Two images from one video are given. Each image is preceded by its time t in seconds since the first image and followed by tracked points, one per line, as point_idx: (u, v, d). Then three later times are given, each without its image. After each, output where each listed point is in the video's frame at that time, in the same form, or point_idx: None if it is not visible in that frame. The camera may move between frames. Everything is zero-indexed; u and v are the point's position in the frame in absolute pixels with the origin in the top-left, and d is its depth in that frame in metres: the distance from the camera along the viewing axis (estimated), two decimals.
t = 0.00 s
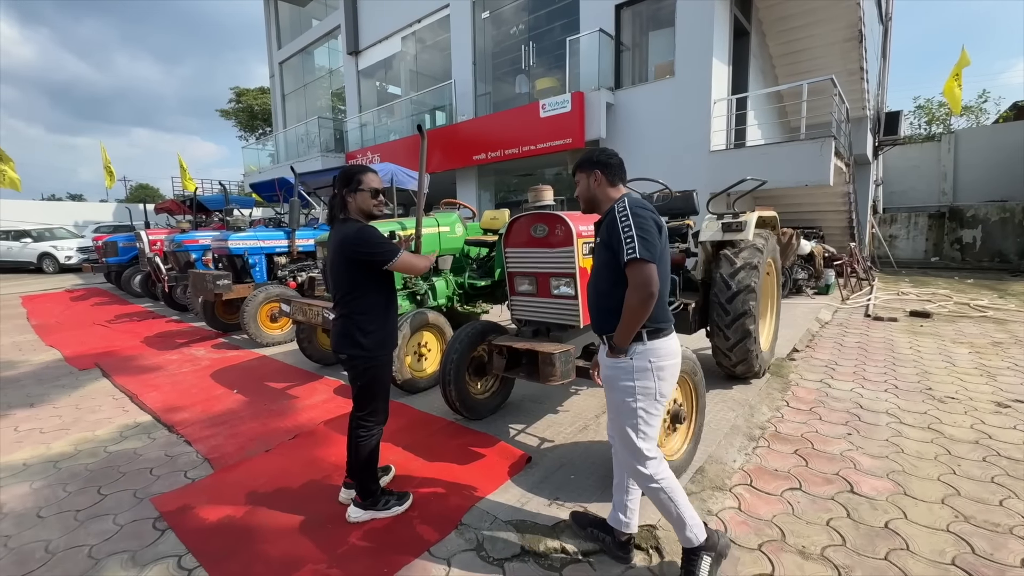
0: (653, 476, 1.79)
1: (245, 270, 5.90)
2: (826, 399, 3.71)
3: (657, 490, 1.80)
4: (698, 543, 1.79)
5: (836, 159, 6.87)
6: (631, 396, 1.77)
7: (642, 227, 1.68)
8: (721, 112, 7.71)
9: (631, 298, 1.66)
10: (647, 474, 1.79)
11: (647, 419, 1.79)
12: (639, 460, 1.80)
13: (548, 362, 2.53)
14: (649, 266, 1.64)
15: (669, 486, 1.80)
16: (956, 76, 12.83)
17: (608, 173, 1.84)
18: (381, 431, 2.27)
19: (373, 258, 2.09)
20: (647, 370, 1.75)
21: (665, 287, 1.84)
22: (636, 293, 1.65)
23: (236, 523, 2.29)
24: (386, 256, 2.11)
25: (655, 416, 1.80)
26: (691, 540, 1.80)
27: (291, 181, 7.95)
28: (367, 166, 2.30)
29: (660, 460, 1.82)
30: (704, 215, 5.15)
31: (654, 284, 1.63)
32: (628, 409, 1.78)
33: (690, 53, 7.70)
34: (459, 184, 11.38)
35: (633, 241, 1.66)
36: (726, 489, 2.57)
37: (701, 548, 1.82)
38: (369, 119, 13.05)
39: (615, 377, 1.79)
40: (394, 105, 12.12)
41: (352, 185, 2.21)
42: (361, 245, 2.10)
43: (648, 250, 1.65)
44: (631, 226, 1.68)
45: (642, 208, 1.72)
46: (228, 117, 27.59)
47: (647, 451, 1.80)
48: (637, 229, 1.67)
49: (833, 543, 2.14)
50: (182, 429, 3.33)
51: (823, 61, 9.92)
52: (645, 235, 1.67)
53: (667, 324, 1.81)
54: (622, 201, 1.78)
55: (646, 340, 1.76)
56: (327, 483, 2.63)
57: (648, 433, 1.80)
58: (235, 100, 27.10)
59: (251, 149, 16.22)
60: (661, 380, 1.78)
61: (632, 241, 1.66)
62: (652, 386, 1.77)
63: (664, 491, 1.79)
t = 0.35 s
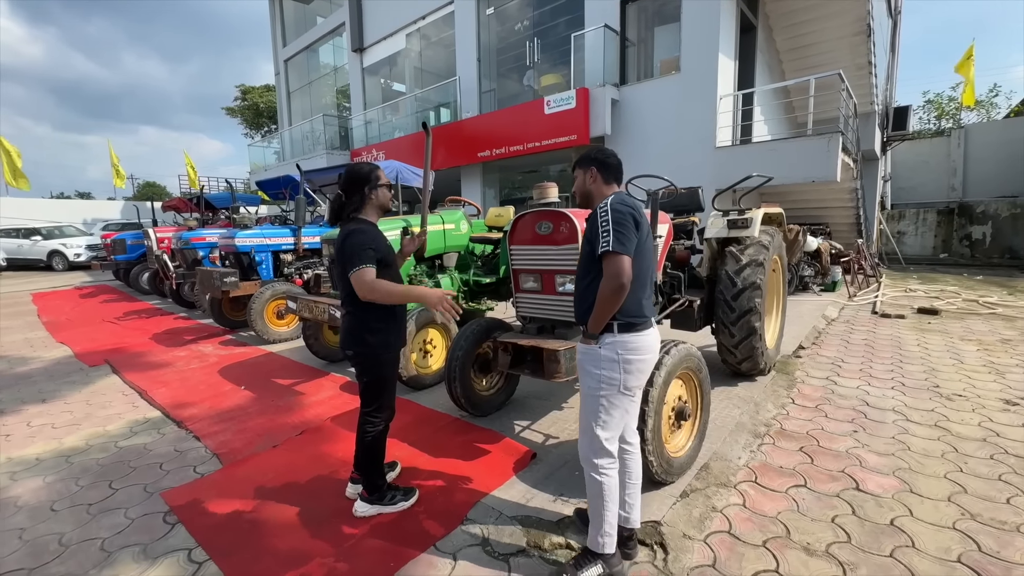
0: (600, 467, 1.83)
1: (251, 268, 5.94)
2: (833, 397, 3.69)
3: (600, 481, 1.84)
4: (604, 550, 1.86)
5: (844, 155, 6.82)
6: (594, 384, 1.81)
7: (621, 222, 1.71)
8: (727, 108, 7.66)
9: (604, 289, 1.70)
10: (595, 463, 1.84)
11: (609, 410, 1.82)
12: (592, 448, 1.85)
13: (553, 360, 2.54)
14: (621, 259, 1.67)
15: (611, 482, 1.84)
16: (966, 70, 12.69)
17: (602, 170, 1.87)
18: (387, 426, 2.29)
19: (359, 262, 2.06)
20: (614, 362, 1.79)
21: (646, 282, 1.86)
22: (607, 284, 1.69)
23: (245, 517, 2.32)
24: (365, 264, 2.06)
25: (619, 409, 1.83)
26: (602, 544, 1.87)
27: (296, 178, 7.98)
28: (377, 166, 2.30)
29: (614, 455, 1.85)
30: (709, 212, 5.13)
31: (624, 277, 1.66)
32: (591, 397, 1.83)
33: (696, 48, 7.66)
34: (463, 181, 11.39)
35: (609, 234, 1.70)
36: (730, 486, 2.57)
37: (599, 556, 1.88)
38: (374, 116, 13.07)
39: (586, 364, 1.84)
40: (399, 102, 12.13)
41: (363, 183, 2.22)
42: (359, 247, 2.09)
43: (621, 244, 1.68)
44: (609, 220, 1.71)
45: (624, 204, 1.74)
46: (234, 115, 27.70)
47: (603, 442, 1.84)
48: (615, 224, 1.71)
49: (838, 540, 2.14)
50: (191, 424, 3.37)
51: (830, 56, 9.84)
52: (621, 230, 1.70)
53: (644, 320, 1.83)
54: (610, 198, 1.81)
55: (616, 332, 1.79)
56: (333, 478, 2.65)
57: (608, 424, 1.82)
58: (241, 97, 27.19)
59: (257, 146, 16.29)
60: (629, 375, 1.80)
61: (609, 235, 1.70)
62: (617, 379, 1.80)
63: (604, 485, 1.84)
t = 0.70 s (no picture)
0: (575, 457, 1.90)
1: (258, 267, 5.97)
2: (839, 394, 3.67)
3: (575, 472, 1.91)
4: (566, 531, 1.96)
5: (850, 151, 6.78)
6: (574, 382, 1.85)
7: (602, 229, 1.75)
8: (732, 104, 7.63)
9: (586, 296, 1.76)
10: (572, 455, 1.91)
11: (590, 408, 1.85)
12: (571, 442, 1.91)
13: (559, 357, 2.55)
14: (604, 268, 1.72)
15: (586, 473, 1.90)
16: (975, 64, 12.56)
17: (583, 171, 1.89)
18: (394, 423, 2.30)
19: (389, 267, 2.08)
20: (594, 363, 1.82)
21: (631, 284, 1.89)
22: (590, 292, 1.74)
23: (254, 513, 2.34)
24: (391, 272, 2.08)
25: (600, 408, 1.86)
26: (567, 527, 1.96)
27: (301, 178, 8.02)
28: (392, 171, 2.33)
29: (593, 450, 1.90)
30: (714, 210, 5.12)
31: (607, 286, 1.72)
32: (573, 395, 1.86)
33: (700, 45, 7.63)
34: (467, 180, 11.41)
35: (590, 242, 1.74)
36: (737, 482, 2.57)
37: (559, 536, 2.00)
38: (378, 116, 13.11)
39: (569, 364, 1.87)
40: (403, 101, 12.15)
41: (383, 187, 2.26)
42: (390, 251, 2.10)
43: (603, 253, 1.72)
44: (590, 229, 1.75)
45: (605, 210, 1.77)
46: (239, 116, 27.83)
47: (584, 437, 1.89)
48: (596, 232, 1.74)
49: (846, 536, 2.13)
50: (200, 422, 3.40)
51: (837, 51, 9.78)
52: (603, 238, 1.74)
53: (627, 321, 1.84)
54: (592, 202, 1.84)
55: (598, 334, 1.82)
56: (341, 474, 2.67)
57: (588, 421, 1.86)
58: (246, 98, 27.30)
59: (263, 147, 16.36)
60: (610, 376, 1.82)
61: (590, 245, 1.74)
62: (599, 379, 1.82)
63: (578, 475, 1.90)
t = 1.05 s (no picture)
0: (562, 466, 1.89)
1: (265, 268, 6.02)
2: (847, 394, 3.65)
3: (564, 480, 1.90)
4: (574, 540, 1.94)
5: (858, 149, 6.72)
6: (546, 393, 1.84)
7: (573, 244, 1.74)
8: (738, 102, 7.59)
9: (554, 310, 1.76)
10: (558, 464, 1.90)
11: (564, 416, 1.86)
12: (553, 451, 1.90)
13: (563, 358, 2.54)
14: (573, 285, 1.72)
15: (576, 478, 1.90)
16: (985, 60, 12.41)
17: (555, 174, 1.88)
18: (404, 427, 2.31)
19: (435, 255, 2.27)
20: (563, 372, 1.81)
21: (601, 293, 1.89)
22: (559, 308, 1.74)
23: (263, 512, 2.37)
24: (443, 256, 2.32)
25: (574, 413, 1.86)
26: (574, 536, 1.95)
27: (307, 179, 8.08)
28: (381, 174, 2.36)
29: (576, 454, 1.90)
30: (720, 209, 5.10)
31: (576, 303, 1.72)
32: (546, 406, 1.86)
33: (705, 43, 7.59)
34: (472, 180, 11.43)
35: (561, 258, 1.73)
36: (743, 483, 2.56)
37: (565, 544, 1.97)
38: (383, 116, 13.15)
39: (537, 373, 1.87)
40: (408, 102, 12.18)
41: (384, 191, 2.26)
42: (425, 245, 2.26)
43: (572, 270, 1.72)
44: (561, 244, 1.74)
45: (576, 223, 1.75)
46: (245, 117, 28.00)
47: (565, 445, 1.89)
48: (567, 246, 1.73)
49: (853, 538, 2.12)
50: (209, 422, 3.44)
51: (844, 47, 9.70)
52: (573, 254, 1.73)
53: (594, 327, 1.85)
54: (564, 211, 1.83)
55: (564, 344, 1.82)
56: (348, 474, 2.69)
57: (566, 427, 1.87)
58: (252, 100, 27.45)
59: (269, 148, 16.46)
60: (580, 381, 1.83)
61: (561, 260, 1.73)
62: (568, 385, 1.83)
63: (569, 482, 1.90)
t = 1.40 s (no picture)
0: (565, 462, 1.89)
1: (275, 267, 6.07)
2: (860, 394, 3.60)
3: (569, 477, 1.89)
4: (585, 538, 1.93)
5: (871, 145, 6.62)
6: (542, 391, 1.87)
7: (539, 242, 1.77)
8: (749, 99, 7.51)
9: (531, 308, 1.80)
10: (560, 462, 1.89)
11: (561, 412, 1.88)
12: (553, 449, 1.90)
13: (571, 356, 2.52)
14: (545, 281, 1.76)
15: (580, 472, 1.90)
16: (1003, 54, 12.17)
17: (518, 181, 1.95)
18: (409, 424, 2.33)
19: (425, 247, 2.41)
20: (556, 369, 1.85)
21: (579, 287, 1.92)
22: (535, 304, 1.78)
23: (273, 509, 2.39)
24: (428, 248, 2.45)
25: (570, 409, 1.89)
26: (581, 534, 1.94)
27: (317, 180, 8.13)
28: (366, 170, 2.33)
29: (576, 448, 1.91)
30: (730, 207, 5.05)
31: (548, 297, 1.75)
32: (542, 404, 1.88)
33: (715, 40, 7.52)
34: (481, 179, 11.44)
35: (528, 257, 1.77)
36: (753, 484, 2.54)
37: (574, 543, 1.96)
38: (392, 116, 13.21)
39: (530, 372, 1.90)
40: (417, 101, 12.22)
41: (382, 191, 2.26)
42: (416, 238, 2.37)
43: (541, 267, 1.76)
44: (527, 243, 1.78)
45: (539, 220, 1.78)
46: (256, 118, 28.23)
47: (565, 441, 1.89)
48: (532, 245, 1.77)
49: (866, 540, 2.09)
50: (221, 420, 3.47)
51: (857, 43, 9.57)
52: (540, 250, 1.76)
53: (580, 321, 1.89)
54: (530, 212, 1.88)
55: (554, 341, 1.85)
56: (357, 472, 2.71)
57: (564, 424, 1.89)
58: (262, 101, 27.66)
59: (279, 149, 16.60)
60: (573, 376, 1.87)
61: (529, 258, 1.77)
62: (563, 381, 1.86)
63: (573, 477, 1.89)
